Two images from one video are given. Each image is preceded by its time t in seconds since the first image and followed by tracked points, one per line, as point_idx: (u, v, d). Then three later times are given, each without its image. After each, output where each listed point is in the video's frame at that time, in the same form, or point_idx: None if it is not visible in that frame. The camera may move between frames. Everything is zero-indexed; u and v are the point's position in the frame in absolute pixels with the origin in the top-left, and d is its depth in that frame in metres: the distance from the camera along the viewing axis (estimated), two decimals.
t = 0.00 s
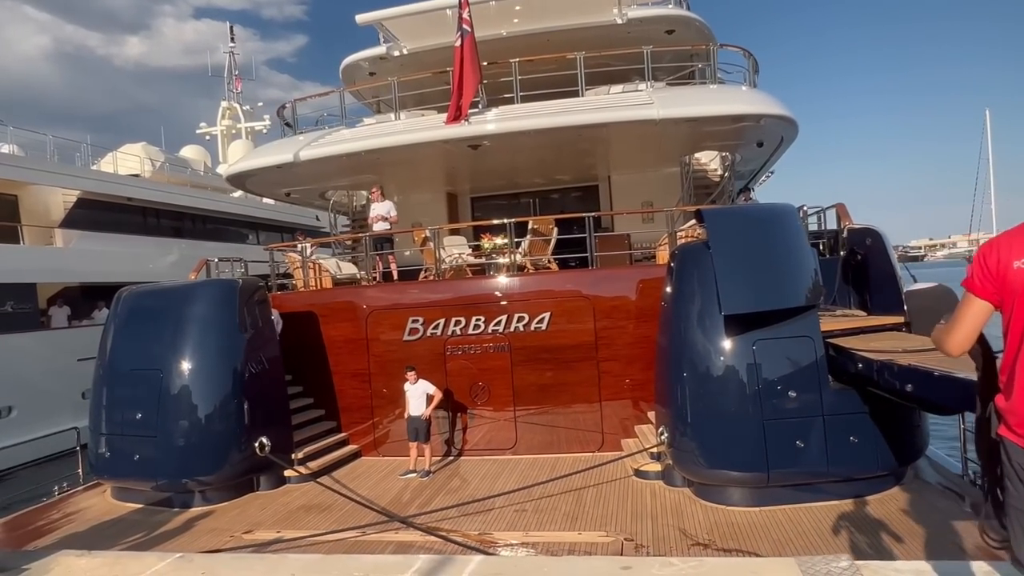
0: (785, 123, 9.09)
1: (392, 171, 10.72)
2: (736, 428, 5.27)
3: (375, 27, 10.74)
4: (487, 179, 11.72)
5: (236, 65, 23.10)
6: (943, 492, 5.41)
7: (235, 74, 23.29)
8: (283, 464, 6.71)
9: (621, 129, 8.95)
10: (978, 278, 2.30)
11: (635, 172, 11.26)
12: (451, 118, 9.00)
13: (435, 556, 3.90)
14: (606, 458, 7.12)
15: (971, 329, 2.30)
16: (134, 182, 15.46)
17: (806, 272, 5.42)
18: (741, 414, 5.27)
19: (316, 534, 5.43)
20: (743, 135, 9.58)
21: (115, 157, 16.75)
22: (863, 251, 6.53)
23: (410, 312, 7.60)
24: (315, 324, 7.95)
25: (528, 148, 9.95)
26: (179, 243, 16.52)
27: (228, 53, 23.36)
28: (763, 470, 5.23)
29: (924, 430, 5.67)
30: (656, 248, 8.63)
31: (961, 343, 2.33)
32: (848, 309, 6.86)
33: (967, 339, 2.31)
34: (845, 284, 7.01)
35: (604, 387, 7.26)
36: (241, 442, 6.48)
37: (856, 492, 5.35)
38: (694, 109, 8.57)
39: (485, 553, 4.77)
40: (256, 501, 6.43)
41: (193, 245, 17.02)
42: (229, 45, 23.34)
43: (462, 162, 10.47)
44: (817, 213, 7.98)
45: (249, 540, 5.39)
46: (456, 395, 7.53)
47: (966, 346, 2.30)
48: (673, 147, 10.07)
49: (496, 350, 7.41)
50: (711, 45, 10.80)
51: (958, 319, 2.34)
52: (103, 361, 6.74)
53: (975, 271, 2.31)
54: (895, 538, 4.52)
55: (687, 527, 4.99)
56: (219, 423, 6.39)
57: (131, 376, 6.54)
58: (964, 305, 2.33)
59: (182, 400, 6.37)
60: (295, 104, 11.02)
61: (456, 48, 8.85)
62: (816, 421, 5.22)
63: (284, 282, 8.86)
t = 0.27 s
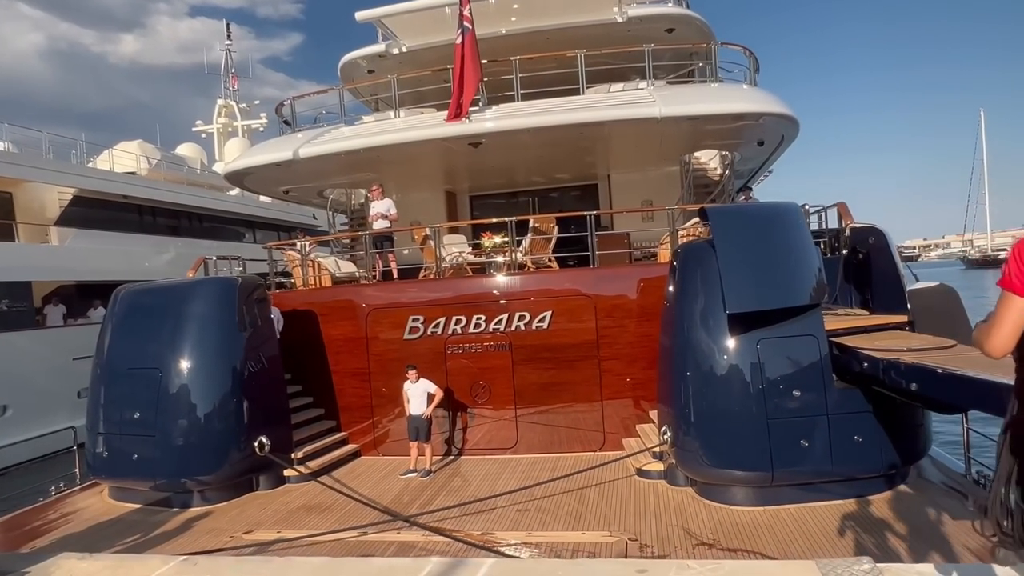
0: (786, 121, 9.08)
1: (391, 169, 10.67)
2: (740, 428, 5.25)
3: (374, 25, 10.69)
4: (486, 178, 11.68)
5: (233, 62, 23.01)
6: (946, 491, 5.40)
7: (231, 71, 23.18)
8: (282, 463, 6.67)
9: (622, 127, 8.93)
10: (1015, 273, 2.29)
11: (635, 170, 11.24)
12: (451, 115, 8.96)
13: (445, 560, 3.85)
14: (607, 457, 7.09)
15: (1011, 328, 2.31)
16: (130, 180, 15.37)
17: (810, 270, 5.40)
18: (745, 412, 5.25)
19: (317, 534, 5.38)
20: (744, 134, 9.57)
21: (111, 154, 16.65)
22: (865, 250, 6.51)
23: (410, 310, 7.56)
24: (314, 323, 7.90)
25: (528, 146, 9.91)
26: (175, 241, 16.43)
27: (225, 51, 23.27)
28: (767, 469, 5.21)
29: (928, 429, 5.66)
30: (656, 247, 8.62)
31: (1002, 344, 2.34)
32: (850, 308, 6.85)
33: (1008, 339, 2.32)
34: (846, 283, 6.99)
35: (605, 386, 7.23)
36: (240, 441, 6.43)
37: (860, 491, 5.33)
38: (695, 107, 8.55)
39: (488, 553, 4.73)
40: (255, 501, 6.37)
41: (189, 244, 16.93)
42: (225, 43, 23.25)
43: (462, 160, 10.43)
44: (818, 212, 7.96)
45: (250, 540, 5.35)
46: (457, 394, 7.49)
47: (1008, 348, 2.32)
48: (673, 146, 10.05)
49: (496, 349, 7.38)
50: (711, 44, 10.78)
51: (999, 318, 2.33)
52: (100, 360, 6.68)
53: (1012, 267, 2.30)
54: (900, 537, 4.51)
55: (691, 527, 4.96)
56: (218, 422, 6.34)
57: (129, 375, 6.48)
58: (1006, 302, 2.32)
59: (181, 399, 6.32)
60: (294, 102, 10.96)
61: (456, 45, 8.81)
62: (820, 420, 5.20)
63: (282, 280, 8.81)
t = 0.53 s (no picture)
0: (784, 121, 9.10)
1: (389, 167, 10.63)
2: (741, 427, 5.25)
3: (371, 22, 10.65)
4: (483, 177, 11.66)
5: (227, 59, 22.89)
6: (945, 490, 5.42)
7: (226, 68, 23.06)
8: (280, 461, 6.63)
9: (622, 125, 8.91)
10: None
11: (632, 170, 11.25)
12: (451, 113, 8.92)
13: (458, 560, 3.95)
14: (606, 456, 7.09)
15: None
16: (124, 176, 15.27)
17: (811, 270, 5.40)
18: (745, 412, 5.25)
19: (317, 533, 5.35)
20: (744, 133, 9.58)
21: (105, 150, 16.52)
22: (864, 250, 6.53)
23: (409, 308, 7.52)
24: (312, 321, 7.86)
25: (526, 145, 9.90)
26: (169, 239, 16.33)
27: (219, 48, 23.14)
28: (766, 469, 5.22)
29: (926, 429, 5.67)
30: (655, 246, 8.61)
31: None
32: (848, 308, 6.87)
33: None
34: (844, 283, 7.01)
35: (604, 386, 7.22)
36: (238, 440, 6.39)
37: (859, 490, 5.34)
38: (694, 106, 8.55)
39: (489, 553, 4.72)
40: (253, 500, 6.33)
41: (183, 241, 16.83)
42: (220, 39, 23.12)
43: (460, 158, 10.40)
44: (816, 211, 7.97)
45: (248, 539, 5.31)
46: (455, 393, 7.46)
47: None
48: (671, 145, 10.06)
49: (495, 347, 7.36)
50: (709, 43, 10.78)
51: None
52: (96, 357, 6.62)
53: None
54: (900, 536, 4.51)
55: (692, 526, 4.96)
56: (216, 420, 6.30)
57: (125, 373, 6.43)
58: None
59: (178, 397, 6.27)
60: (291, 99, 10.91)
61: (456, 42, 8.77)
62: (820, 420, 5.21)
63: (279, 278, 8.76)
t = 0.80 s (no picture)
0: (783, 122, 9.13)
1: (386, 165, 10.60)
2: (741, 426, 5.26)
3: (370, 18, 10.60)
4: (480, 175, 11.64)
5: (222, 54, 22.75)
6: (942, 490, 5.46)
7: (220, 63, 22.92)
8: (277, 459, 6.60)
9: (622, 125, 8.92)
10: None
11: (630, 170, 11.27)
12: (451, 111, 8.89)
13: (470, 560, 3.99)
14: (604, 455, 7.10)
15: None
16: (117, 171, 15.15)
17: (812, 271, 5.43)
18: (746, 411, 5.26)
19: (317, 530, 5.32)
20: (742, 134, 9.62)
21: (98, 145, 16.40)
22: (863, 250, 6.57)
23: (407, 306, 7.50)
24: (310, 318, 7.82)
25: (525, 144, 9.89)
26: (163, 235, 16.22)
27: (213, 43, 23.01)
28: (766, 468, 5.24)
29: (924, 429, 5.71)
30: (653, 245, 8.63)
31: None
32: (846, 308, 6.91)
33: None
34: (841, 284, 7.05)
35: (603, 385, 7.23)
36: (235, 437, 6.35)
37: (858, 490, 5.37)
38: (694, 106, 8.57)
39: (490, 551, 4.71)
40: (250, 498, 6.30)
41: (177, 238, 16.73)
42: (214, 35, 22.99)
43: (458, 156, 10.38)
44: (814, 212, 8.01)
45: (247, 536, 5.28)
46: (453, 391, 7.45)
47: None
48: (670, 145, 10.08)
49: (494, 346, 7.35)
50: (707, 44, 10.81)
51: None
52: (92, 354, 6.57)
53: None
54: (900, 535, 4.54)
55: (692, 524, 4.97)
56: (213, 417, 6.26)
57: (122, 370, 6.37)
58: None
59: (175, 394, 6.23)
60: (288, 95, 10.82)
61: (457, 39, 8.75)
62: (820, 420, 5.23)
63: (276, 275, 8.72)
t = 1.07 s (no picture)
0: (783, 124, 9.17)
1: (385, 163, 10.57)
2: (742, 428, 5.28)
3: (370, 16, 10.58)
4: (479, 175, 11.64)
5: (217, 50, 22.63)
6: (940, 491, 5.50)
7: (216, 59, 22.80)
8: (277, 457, 6.57)
9: (622, 126, 8.94)
10: None
11: (629, 171, 11.29)
12: (452, 110, 8.87)
13: (487, 560, 4.21)
14: (603, 456, 7.11)
15: None
16: (112, 166, 15.06)
17: (814, 273, 5.45)
18: (747, 413, 5.29)
19: (318, 529, 5.30)
20: (742, 136, 9.66)
21: (93, 140, 16.29)
22: (862, 253, 6.61)
23: (407, 305, 7.49)
24: (309, 316, 7.80)
25: (525, 143, 9.88)
26: (157, 231, 16.12)
27: (209, 39, 22.88)
28: (767, 469, 5.26)
29: (922, 431, 5.75)
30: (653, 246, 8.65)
31: None
32: (844, 311, 6.95)
33: None
34: (840, 286, 7.09)
35: (602, 385, 7.24)
36: (234, 435, 6.32)
37: (857, 491, 5.41)
38: (695, 108, 8.60)
39: (493, 550, 4.71)
40: (249, 496, 6.27)
41: (172, 234, 16.63)
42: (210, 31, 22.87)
43: (458, 155, 10.37)
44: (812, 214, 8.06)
45: (248, 535, 5.27)
46: (453, 391, 7.44)
47: None
48: (669, 147, 10.10)
49: (494, 345, 7.35)
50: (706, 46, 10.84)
51: None
52: (90, 351, 6.52)
53: None
54: (899, 536, 4.58)
55: (694, 525, 4.99)
56: (212, 415, 6.22)
57: (120, 367, 6.33)
58: None
59: (174, 391, 6.19)
60: (287, 92, 10.77)
61: (459, 38, 8.73)
62: (821, 421, 5.26)
63: (275, 272, 8.68)
